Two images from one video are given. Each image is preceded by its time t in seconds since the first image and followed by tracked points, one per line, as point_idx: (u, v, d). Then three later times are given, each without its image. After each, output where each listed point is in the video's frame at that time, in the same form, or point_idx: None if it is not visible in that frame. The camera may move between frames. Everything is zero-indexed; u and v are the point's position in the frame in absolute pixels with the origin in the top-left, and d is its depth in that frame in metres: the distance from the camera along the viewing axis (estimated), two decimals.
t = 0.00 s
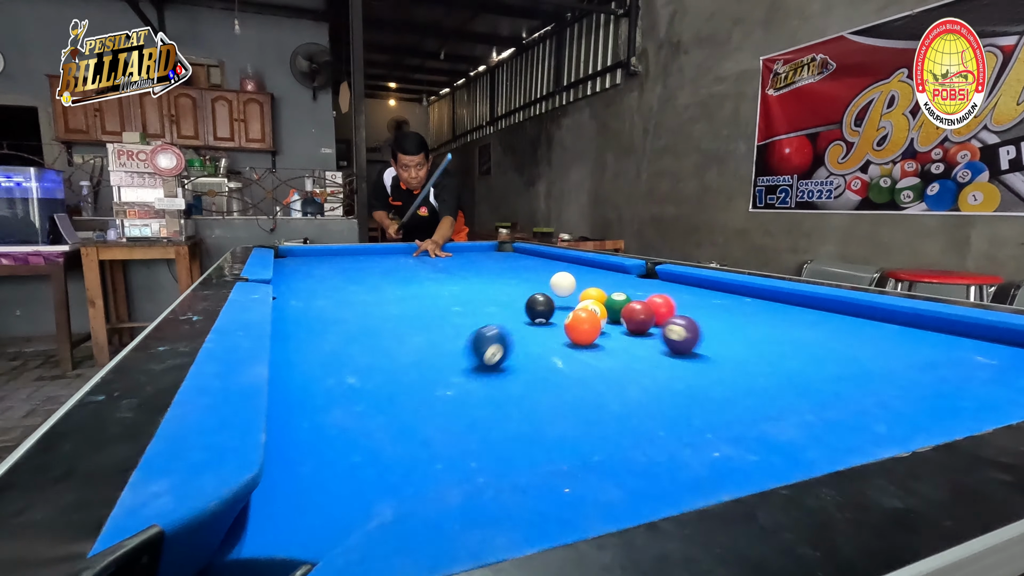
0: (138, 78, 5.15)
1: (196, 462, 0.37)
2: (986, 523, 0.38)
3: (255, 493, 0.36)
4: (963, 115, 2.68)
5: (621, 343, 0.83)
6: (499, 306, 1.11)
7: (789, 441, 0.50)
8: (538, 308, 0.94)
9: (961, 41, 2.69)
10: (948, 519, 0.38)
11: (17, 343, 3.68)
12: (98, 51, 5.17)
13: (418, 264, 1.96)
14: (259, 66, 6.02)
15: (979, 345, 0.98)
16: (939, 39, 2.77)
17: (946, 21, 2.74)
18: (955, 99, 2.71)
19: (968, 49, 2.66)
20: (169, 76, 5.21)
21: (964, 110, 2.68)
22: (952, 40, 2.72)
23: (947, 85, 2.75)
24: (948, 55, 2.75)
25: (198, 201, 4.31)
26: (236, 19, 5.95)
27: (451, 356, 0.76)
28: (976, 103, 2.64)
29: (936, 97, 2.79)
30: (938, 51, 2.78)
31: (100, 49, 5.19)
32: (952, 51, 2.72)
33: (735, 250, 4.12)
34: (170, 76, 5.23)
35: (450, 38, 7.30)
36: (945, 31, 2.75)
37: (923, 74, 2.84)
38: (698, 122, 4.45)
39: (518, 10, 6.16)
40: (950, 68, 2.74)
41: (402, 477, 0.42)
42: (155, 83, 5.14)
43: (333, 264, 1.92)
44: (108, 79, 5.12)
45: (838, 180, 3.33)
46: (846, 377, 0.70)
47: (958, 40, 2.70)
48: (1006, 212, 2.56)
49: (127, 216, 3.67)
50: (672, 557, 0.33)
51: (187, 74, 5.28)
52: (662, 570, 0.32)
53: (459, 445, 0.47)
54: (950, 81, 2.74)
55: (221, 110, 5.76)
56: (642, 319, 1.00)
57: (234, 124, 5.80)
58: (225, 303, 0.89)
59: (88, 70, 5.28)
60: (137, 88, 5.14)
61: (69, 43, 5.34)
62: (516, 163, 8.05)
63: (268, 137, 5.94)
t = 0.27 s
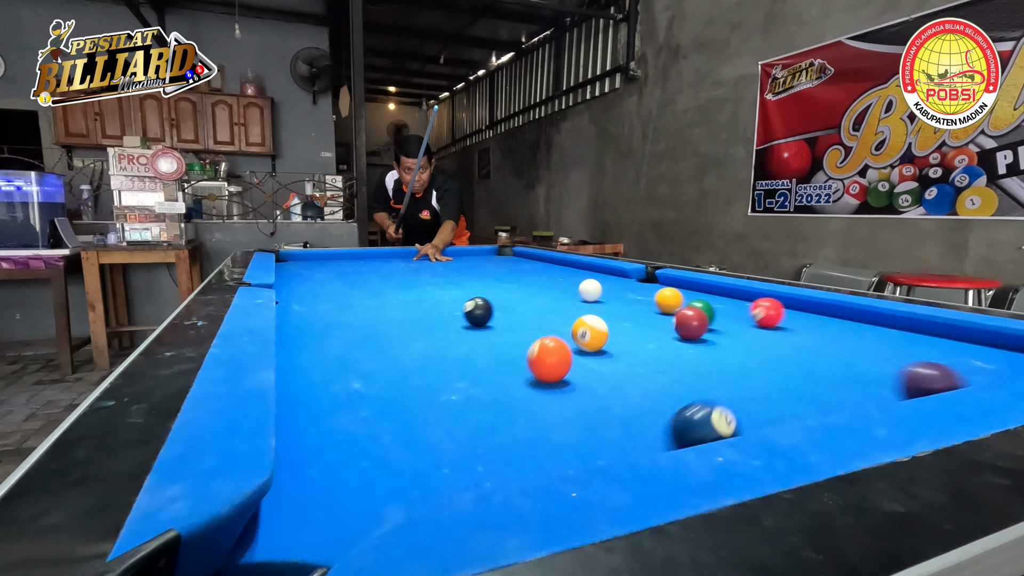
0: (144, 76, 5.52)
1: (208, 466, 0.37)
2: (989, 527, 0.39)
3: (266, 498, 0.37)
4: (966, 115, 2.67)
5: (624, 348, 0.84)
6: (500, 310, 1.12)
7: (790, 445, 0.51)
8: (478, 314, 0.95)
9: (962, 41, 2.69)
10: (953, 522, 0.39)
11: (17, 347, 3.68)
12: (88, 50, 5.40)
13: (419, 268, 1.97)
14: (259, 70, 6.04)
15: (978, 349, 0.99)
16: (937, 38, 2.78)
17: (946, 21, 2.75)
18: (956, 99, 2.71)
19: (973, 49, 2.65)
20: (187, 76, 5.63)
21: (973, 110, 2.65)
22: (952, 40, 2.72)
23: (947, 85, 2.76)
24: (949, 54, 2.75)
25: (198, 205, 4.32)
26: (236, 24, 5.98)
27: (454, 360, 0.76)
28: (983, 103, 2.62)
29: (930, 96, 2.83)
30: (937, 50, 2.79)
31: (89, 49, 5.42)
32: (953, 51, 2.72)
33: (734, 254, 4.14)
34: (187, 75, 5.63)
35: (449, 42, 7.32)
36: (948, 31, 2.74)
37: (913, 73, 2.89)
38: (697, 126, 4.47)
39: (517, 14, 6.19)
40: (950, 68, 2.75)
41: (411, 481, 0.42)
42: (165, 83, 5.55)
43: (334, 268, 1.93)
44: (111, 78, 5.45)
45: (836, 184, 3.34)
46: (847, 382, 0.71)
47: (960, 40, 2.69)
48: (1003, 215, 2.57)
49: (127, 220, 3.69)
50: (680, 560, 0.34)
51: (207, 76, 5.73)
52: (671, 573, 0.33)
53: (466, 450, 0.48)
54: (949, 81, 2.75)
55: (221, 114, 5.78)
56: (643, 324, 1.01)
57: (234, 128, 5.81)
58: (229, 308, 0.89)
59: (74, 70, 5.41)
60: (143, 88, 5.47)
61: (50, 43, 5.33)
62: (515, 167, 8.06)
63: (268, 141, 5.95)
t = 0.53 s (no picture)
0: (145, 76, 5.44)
1: (217, 481, 0.37)
2: (993, 542, 0.39)
3: (276, 512, 0.37)
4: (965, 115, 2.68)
5: (627, 354, 0.84)
6: (501, 316, 1.13)
7: (794, 457, 0.51)
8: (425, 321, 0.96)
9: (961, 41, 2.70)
10: (956, 538, 0.39)
11: (17, 349, 3.68)
12: (90, 50, 5.33)
13: (420, 272, 1.97)
14: (259, 73, 6.04)
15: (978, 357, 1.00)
16: (938, 38, 2.79)
17: (946, 21, 2.76)
18: (956, 100, 2.72)
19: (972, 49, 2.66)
20: (183, 76, 5.50)
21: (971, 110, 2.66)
22: (952, 40, 2.73)
23: (947, 85, 2.77)
24: (949, 55, 2.76)
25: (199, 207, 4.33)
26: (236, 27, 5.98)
27: (457, 367, 0.77)
28: (980, 103, 2.63)
29: (932, 96, 2.83)
30: (937, 50, 2.80)
31: (91, 50, 5.36)
32: (953, 51, 2.73)
33: (733, 257, 4.14)
34: (181, 76, 5.48)
35: (449, 45, 7.32)
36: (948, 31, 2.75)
37: (915, 72, 2.89)
38: (696, 129, 4.47)
39: (517, 17, 6.20)
40: (949, 69, 2.75)
41: (418, 493, 0.43)
42: (162, 83, 5.45)
43: (334, 272, 1.93)
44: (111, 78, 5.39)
45: (835, 187, 3.35)
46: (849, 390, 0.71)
47: (960, 40, 2.70)
48: (1002, 219, 2.58)
49: (128, 223, 3.69)
50: None
51: (201, 76, 5.59)
52: None
53: (472, 461, 0.48)
54: (949, 81, 2.76)
55: (221, 116, 5.78)
56: (645, 330, 1.01)
57: (234, 131, 5.81)
58: (233, 315, 0.89)
59: (78, 70, 5.40)
60: (142, 88, 5.41)
61: (55, 42, 5.33)
62: (515, 169, 8.07)
63: (268, 143, 5.95)
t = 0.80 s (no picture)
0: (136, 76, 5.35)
1: (228, 501, 0.37)
2: (1007, 562, 0.39)
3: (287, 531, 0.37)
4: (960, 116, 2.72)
5: (631, 360, 0.84)
6: (504, 320, 1.12)
7: (804, 471, 0.51)
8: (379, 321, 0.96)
9: (960, 42, 2.71)
10: (971, 558, 0.39)
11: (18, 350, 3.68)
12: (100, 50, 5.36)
13: (421, 275, 1.96)
14: (259, 72, 6.03)
15: (980, 363, 1.00)
16: (940, 38, 2.78)
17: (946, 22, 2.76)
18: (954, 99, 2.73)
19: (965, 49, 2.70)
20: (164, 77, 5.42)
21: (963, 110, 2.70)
22: (952, 40, 2.73)
23: (947, 85, 2.78)
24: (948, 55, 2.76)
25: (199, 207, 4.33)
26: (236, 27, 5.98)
27: (462, 374, 0.76)
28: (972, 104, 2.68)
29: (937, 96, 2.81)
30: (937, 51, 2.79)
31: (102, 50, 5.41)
32: (952, 51, 2.73)
33: (733, 258, 4.14)
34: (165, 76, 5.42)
35: (449, 44, 7.32)
36: (948, 31, 2.75)
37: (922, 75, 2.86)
38: (697, 130, 4.47)
39: (517, 17, 6.19)
40: (949, 69, 2.76)
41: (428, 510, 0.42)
42: (151, 83, 5.37)
43: (335, 274, 1.93)
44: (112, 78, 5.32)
45: (836, 188, 3.35)
46: (854, 397, 0.71)
47: (958, 41, 2.72)
48: (1003, 221, 2.58)
49: (128, 223, 3.68)
50: None
51: (182, 77, 5.52)
52: None
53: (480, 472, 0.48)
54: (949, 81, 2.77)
55: (221, 116, 5.77)
56: (650, 334, 1.01)
57: (233, 130, 5.81)
58: (236, 320, 0.89)
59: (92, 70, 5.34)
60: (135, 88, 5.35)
61: (74, 42, 5.36)
62: (515, 169, 8.06)
63: (267, 143, 5.94)
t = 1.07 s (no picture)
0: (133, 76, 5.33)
1: (248, 533, 0.37)
2: None
3: (309, 563, 0.37)
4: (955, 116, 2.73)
5: (640, 370, 0.84)
6: (510, 326, 1.12)
7: (822, 492, 0.51)
8: (328, 328, 0.93)
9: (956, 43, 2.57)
10: None
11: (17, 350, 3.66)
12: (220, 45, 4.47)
13: (423, 277, 1.96)
14: (257, 69, 6.00)
15: (987, 371, 1.00)
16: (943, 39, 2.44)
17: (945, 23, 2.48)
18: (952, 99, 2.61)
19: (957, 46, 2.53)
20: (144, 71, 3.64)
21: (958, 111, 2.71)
22: (952, 40, 2.45)
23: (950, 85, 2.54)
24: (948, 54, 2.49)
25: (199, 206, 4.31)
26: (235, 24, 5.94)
27: (473, 385, 0.76)
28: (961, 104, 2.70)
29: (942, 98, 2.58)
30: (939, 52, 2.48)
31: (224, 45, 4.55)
32: (952, 52, 2.47)
33: (734, 257, 4.14)
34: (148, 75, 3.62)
35: (449, 41, 7.28)
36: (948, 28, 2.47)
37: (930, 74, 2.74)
38: (698, 129, 4.46)
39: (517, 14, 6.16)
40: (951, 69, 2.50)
41: (447, 536, 0.42)
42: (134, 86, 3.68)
43: (337, 275, 1.93)
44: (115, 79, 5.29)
45: (837, 188, 3.35)
46: (867, 411, 0.71)
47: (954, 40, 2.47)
48: (1005, 222, 2.58)
49: (128, 222, 3.67)
50: None
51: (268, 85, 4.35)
52: None
53: (498, 493, 0.48)
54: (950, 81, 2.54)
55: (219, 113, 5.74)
56: (658, 342, 1.00)
57: (232, 128, 5.78)
58: (243, 328, 0.89)
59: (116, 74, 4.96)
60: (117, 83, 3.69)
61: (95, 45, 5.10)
62: (515, 166, 8.04)
63: (266, 140, 5.92)
